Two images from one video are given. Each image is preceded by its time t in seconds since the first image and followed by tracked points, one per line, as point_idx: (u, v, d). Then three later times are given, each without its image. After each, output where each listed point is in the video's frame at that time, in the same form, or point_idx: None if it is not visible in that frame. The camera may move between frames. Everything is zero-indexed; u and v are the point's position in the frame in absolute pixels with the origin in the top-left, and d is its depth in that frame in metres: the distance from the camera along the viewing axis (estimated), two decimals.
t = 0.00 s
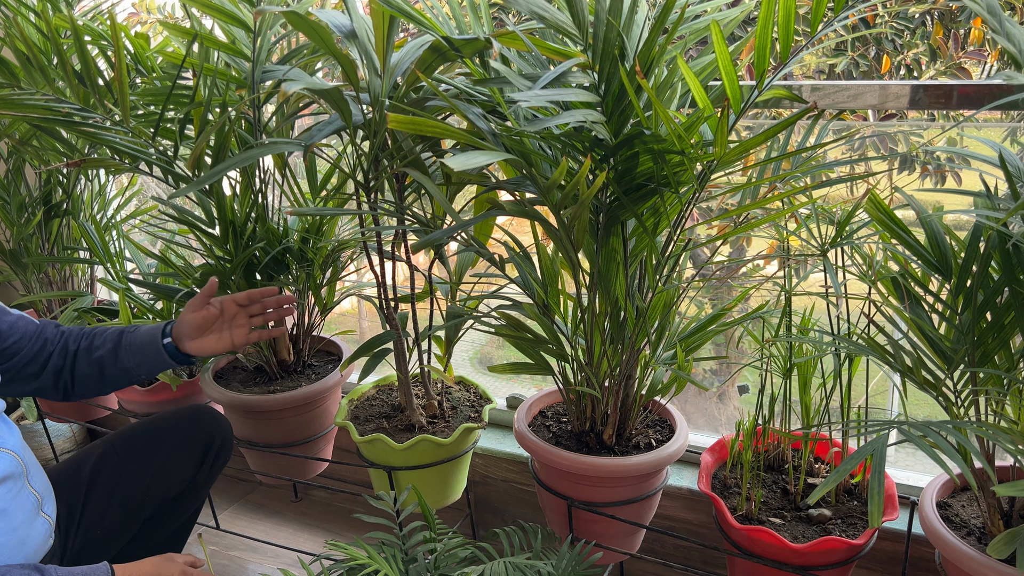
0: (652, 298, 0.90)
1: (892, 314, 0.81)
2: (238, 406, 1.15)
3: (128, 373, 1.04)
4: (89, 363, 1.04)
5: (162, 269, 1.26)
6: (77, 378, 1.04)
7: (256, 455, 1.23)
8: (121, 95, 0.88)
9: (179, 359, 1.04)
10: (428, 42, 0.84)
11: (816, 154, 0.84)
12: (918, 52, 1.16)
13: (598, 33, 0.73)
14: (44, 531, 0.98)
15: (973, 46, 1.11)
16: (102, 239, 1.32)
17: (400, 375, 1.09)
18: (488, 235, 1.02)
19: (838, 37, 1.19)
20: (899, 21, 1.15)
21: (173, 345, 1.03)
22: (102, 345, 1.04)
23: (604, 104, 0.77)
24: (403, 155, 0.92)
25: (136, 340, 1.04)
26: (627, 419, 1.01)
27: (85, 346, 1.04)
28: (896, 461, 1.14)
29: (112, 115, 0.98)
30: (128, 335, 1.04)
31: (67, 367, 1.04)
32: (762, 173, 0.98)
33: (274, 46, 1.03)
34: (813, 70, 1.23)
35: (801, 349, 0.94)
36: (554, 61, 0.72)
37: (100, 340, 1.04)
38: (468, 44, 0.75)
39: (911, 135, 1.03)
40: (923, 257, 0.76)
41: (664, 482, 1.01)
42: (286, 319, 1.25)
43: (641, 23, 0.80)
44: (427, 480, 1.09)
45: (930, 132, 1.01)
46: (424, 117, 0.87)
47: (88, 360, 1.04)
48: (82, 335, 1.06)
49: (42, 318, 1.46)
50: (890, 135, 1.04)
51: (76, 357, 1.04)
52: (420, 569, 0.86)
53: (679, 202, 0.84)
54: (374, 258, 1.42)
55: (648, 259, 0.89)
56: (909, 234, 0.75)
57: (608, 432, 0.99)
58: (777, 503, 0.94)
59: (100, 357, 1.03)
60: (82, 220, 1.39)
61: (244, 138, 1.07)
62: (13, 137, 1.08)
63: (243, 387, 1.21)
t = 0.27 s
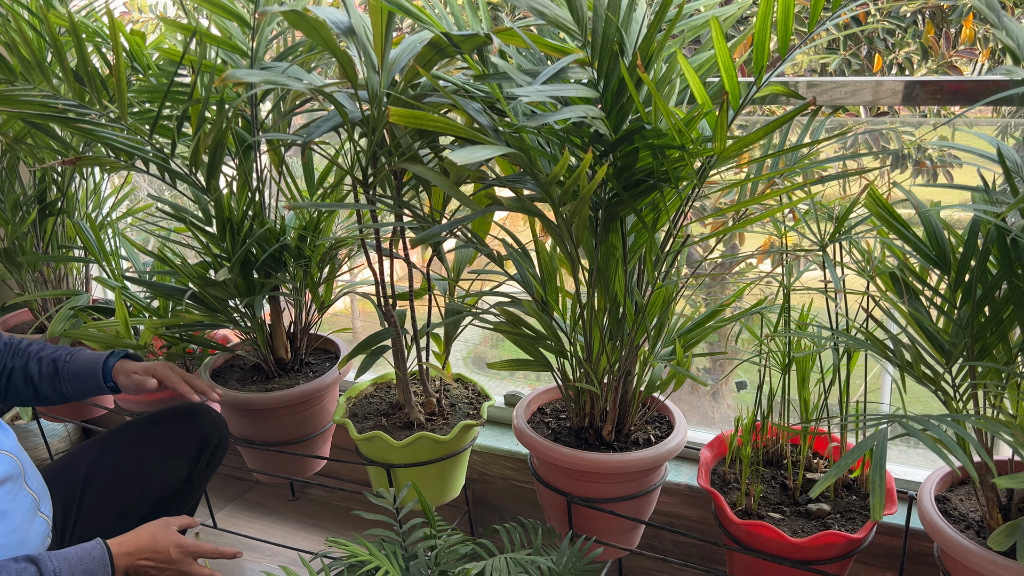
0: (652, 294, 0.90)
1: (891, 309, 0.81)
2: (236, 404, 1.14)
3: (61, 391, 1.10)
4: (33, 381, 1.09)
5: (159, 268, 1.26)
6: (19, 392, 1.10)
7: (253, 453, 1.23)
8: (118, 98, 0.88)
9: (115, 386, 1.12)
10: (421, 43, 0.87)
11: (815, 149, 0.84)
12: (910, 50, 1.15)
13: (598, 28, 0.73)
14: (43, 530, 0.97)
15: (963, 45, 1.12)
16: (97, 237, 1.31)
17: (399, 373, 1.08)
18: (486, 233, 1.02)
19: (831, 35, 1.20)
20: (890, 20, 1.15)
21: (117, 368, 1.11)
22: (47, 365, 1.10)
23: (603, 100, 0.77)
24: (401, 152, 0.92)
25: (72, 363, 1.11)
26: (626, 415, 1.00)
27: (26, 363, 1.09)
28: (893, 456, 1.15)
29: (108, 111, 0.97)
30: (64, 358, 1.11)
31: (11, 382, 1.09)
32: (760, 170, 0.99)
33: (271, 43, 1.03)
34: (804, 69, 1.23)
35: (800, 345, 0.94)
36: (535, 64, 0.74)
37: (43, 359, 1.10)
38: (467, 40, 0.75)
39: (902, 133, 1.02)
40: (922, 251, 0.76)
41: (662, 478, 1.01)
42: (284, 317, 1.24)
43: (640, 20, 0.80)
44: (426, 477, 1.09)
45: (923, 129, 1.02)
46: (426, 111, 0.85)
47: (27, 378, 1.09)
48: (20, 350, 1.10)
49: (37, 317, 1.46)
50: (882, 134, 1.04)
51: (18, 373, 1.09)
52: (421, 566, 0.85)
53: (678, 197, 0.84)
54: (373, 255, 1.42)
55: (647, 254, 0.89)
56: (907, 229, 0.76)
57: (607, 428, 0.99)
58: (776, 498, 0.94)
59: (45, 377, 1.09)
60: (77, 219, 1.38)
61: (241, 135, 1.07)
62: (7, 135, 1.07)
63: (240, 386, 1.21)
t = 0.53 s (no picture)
0: (658, 290, 0.91)
1: (896, 305, 0.82)
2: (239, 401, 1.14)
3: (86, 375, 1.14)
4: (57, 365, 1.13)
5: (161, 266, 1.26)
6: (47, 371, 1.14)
7: (256, 450, 1.23)
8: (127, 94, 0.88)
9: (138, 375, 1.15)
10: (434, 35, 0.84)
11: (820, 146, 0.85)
12: (902, 52, 1.16)
13: (606, 25, 0.73)
14: (46, 524, 0.97)
15: (956, 46, 1.12)
16: (99, 235, 1.31)
17: (404, 369, 1.09)
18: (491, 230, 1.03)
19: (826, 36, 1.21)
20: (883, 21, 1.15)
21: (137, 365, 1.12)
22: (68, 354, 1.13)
23: (610, 97, 0.78)
24: (407, 148, 0.92)
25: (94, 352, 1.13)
26: (630, 411, 1.01)
27: (49, 348, 1.12)
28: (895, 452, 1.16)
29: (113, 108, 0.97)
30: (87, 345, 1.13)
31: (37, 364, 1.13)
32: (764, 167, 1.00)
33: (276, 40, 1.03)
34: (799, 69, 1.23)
35: (804, 341, 0.95)
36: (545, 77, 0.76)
37: (66, 344, 1.13)
38: (476, 36, 0.75)
39: (895, 134, 1.04)
40: (927, 246, 0.77)
41: (667, 473, 1.01)
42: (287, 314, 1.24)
43: (648, 19, 0.81)
44: (432, 473, 1.09)
45: (915, 131, 1.03)
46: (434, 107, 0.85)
47: (52, 362, 1.13)
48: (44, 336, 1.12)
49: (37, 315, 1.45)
50: (875, 134, 1.06)
51: (42, 359, 1.12)
52: (430, 561, 0.86)
53: (685, 193, 0.85)
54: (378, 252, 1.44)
55: (654, 250, 0.90)
56: (912, 224, 0.77)
57: (612, 424, 1.00)
58: (780, 493, 0.95)
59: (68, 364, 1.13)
60: (78, 216, 1.38)
61: (246, 132, 1.07)
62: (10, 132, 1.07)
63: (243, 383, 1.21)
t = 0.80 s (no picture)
0: (667, 287, 0.91)
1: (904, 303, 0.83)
2: (247, 398, 1.14)
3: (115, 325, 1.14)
4: (86, 320, 1.12)
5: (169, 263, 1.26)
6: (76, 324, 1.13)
7: (263, 447, 1.23)
8: (139, 92, 0.88)
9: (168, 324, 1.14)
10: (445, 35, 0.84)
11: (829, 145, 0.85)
12: (897, 55, 1.13)
13: (619, 24, 0.74)
14: (51, 521, 0.97)
15: (950, 50, 1.10)
16: (106, 232, 1.31)
17: (412, 367, 1.09)
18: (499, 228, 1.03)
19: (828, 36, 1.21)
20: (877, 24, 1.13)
21: (168, 318, 1.11)
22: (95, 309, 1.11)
23: (623, 95, 0.78)
24: (417, 146, 0.93)
25: (122, 304, 1.11)
26: (639, 408, 1.01)
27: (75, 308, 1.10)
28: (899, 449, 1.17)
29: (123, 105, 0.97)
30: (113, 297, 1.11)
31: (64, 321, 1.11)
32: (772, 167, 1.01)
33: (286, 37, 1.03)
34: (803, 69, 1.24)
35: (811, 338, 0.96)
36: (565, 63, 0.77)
37: (91, 302, 1.11)
38: (491, 34, 0.75)
39: (889, 137, 1.06)
40: (937, 244, 0.78)
41: (674, 470, 1.02)
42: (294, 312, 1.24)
43: (660, 19, 0.81)
44: (440, 470, 1.09)
45: (908, 135, 1.05)
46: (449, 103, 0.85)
47: (81, 317, 1.12)
48: (66, 293, 1.10)
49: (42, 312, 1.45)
50: (868, 136, 1.08)
51: (70, 315, 1.11)
52: (441, 557, 0.87)
53: (696, 191, 0.85)
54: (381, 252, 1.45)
55: (664, 248, 0.90)
56: (921, 221, 0.78)
57: (620, 421, 1.00)
58: (788, 489, 0.96)
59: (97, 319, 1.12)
60: (84, 214, 1.38)
61: (255, 130, 1.07)
62: (17, 128, 1.07)
63: (251, 380, 1.21)
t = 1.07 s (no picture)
0: (672, 285, 0.92)
1: (908, 301, 0.84)
2: (251, 394, 1.14)
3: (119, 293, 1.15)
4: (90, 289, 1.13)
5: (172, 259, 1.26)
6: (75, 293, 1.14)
7: (266, 444, 1.23)
8: (147, 89, 0.88)
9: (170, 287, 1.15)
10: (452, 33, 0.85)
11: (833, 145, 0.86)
12: (893, 58, 1.12)
13: (627, 22, 0.75)
14: (55, 515, 0.97)
15: (946, 53, 1.09)
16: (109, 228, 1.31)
17: (416, 364, 1.09)
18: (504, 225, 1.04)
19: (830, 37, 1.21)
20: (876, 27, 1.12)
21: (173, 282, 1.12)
22: (99, 279, 1.12)
23: (630, 93, 0.79)
24: (423, 144, 0.93)
25: (123, 270, 1.13)
26: (642, 406, 1.02)
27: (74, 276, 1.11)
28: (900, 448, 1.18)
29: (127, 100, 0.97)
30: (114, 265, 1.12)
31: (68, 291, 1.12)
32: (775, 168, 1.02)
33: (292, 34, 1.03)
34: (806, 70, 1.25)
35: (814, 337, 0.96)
36: (575, 53, 0.79)
37: (91, 271, 1.12)
38: (499, 32, 0.76)
39: (886, 140, 1.08)
40: (942, 243, 0.79)
41: (678, 467, 1.03)
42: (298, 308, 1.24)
43: (666, 19, 0.82)
44: (444, 466, 1.10)
45: (905, 139, 1.07)
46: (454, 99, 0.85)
47: (85, 287, 1.13)
48: (68, 264, 1.10)
49: (45, 308, 1.45)
50: (866, 139, 1.08)
51: (75, 285, 1.12)
52: (446, 552, 0.88)
53: (702, 189, 0.86)
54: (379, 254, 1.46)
55: (670, 246, 0.91)
56: (925, 218, 0.79)
57: (624, 418, 1.01)
58: (791, 487, 0.96)
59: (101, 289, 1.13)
60: (87, 210, 1.38)
61: (261, 127, 1.07)
62: (21, 124, 1.07)
63: (254, 376, 1.21)
